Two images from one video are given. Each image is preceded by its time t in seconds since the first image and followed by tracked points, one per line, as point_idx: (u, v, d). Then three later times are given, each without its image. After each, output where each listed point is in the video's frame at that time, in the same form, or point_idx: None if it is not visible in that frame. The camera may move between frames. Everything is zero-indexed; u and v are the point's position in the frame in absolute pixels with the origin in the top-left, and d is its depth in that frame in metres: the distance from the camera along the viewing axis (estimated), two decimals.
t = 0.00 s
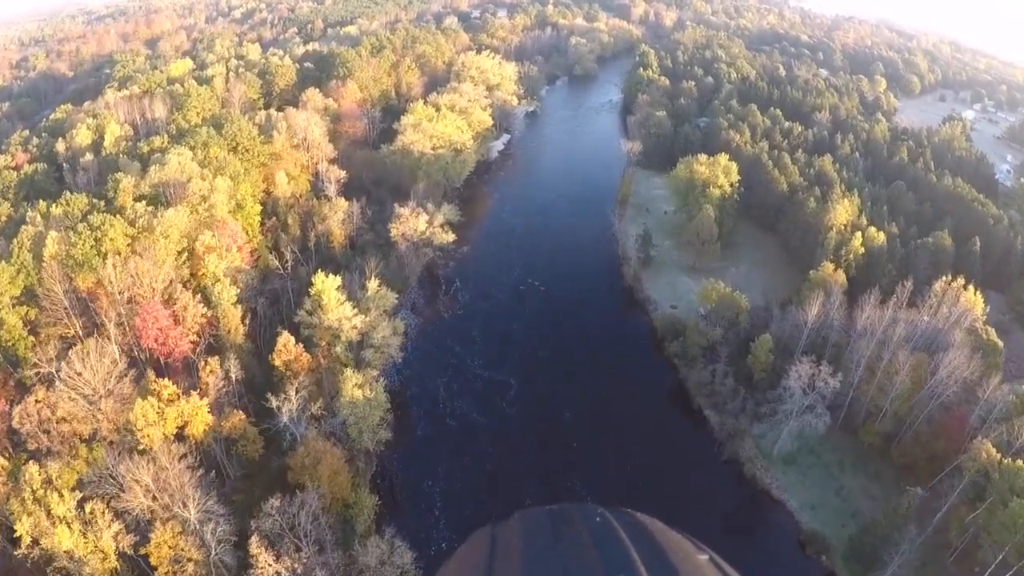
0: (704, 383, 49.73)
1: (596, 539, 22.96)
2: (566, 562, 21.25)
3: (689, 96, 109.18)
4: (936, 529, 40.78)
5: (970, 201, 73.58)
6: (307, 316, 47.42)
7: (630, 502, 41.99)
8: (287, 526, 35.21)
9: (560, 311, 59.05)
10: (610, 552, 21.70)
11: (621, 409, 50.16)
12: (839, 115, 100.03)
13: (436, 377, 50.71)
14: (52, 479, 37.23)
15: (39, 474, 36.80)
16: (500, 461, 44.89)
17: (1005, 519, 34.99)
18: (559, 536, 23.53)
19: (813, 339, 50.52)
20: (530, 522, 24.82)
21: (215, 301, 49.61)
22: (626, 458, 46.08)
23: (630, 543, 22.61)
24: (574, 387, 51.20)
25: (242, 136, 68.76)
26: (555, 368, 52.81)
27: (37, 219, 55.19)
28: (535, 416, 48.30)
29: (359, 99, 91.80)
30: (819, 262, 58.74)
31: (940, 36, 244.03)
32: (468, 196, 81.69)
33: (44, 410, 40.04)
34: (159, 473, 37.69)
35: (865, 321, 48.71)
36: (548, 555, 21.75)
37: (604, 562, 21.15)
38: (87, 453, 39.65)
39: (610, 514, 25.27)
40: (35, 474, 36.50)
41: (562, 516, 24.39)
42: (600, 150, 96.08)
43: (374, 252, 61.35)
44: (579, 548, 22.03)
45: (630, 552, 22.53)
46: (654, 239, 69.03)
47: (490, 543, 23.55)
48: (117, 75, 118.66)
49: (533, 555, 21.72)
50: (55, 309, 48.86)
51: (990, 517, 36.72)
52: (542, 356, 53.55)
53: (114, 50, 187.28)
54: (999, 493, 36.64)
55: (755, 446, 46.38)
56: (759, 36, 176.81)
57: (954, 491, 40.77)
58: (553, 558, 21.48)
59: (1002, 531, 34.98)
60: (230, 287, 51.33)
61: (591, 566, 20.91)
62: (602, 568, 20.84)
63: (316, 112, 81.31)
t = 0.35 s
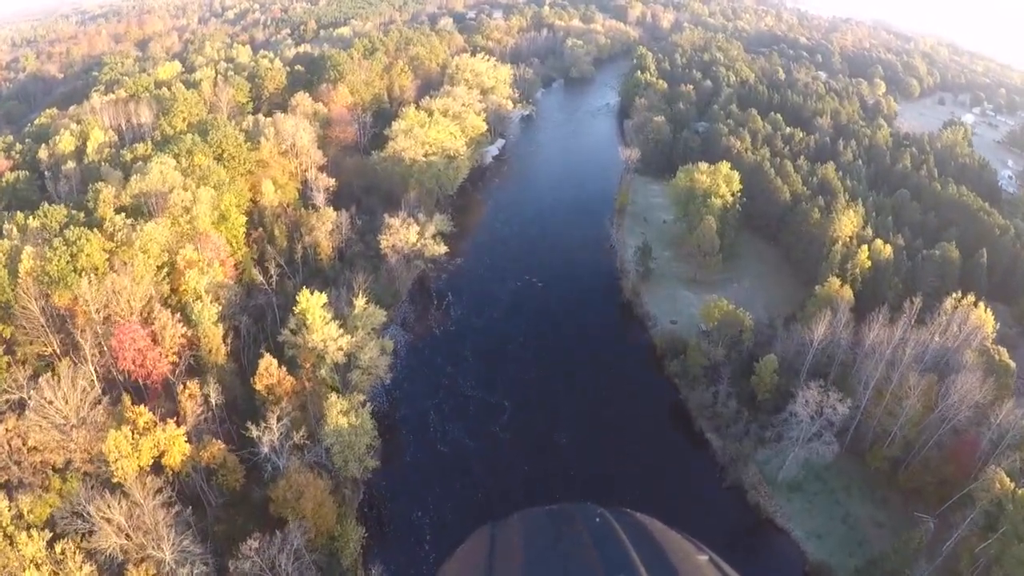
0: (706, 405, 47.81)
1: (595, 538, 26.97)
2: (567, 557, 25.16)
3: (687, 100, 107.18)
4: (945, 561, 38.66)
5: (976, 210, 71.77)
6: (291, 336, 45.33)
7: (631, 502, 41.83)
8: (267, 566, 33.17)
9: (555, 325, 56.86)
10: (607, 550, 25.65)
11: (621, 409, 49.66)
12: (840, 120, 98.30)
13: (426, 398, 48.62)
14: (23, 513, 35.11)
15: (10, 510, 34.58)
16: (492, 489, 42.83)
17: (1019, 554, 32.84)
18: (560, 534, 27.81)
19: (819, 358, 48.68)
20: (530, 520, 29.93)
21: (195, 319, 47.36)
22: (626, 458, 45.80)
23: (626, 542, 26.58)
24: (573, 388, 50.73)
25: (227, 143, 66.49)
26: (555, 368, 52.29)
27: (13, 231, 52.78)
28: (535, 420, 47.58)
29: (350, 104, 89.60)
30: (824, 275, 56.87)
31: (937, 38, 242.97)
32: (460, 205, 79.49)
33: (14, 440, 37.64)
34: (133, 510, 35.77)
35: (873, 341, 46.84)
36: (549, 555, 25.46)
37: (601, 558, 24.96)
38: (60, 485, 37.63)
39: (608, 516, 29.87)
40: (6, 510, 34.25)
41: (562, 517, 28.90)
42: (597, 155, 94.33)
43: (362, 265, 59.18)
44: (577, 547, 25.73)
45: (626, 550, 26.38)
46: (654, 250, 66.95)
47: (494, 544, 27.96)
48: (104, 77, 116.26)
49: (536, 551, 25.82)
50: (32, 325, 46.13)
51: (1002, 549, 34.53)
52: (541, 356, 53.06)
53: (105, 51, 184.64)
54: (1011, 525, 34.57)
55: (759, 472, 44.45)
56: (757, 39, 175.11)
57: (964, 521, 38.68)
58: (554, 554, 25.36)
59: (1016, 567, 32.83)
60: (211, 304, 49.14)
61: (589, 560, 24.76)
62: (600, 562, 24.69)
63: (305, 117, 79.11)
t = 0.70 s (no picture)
0: (708, 429, 45.85)
1: (594, 537, 27.74)
2: (566, 556, 25.88)
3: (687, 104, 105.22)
4: None
5: (982, 220, 70.02)
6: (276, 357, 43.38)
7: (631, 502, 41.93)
8: None
9: (551, 339, 54.71)
10: (606, 547, 26.46)
11: (621, 409, 49.47)
12: (842, 126, 96.53)
13: (416, 422, 46.60)
14: None
15: None
16: (484, 519, 40.79)
17: None
18: (559, 533, 28.60)
19: (825, 380, 46.83)
20: (530, 519, 30.74)
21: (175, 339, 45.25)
22: (626, 457, 45.81)
23: (622, 540, 27.34)
24: (573, 388, 50.49)
25: (214, 150, 64.38)
26: (555, 368, 52.01)
27: None
28: (535, 420, 47.28)
29: (342, 107, 87.52)
30: (830, 291, 54.95)
31: (936, 41, 241.84)
32: (454, 213, 77.36)
33: None
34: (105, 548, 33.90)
35: (882, 363, 45.06)
36: (548, 554, 26.20)
37: (600, 556, 25.66)
38: (32, 517, 36.02)
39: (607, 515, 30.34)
40: None
41: (561, 516, 29.74)
42: (596, 160, 92.38)
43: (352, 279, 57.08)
44: (577, 547, 26.48)
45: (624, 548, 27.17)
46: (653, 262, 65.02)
47: (495, 543, 28.89)
48: (93, 78, 113.90)
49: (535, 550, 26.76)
50: (7, 340, 43.63)
51: None
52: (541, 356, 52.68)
53: (97, 51, 182.16)
54: None
55: (763, 500, 42.61)
56: (757, 41, 173.41)
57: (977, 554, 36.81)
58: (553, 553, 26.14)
59: None
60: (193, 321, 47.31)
61: (588, 557, 25.53)
62: (599, 560, 25.43)
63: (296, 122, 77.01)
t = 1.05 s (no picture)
0: (712, 456, 43.79)
1: (593, 538, 26.50)
2: (566, 557, 24.90)
3: (688, 108, 103.08)
4: None
5: (991, 231, 68.29)
6: (259, 381, 41.73)
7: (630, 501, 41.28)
8: None
9: (549, 356, 52.31)
10: (606, 546, 25.45)
11: (621, 408, 48.85)
12: (846, 132, 94.71)
13: (407, 447, 44.50)
14: None
15: None
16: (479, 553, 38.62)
17: None
18: (557, 534, 27.34)
19: (833, 403, 45.06)
20: (526, 518, 29.53)
21: (154, 361, 43.23)
22: (626, 457, 45.10)
23: (622, 540, 26.11)
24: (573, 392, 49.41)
25: (200, 156, 62.23)
26: (554, 381, 50.23)
27: None
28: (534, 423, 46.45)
29: (335, 112, 85.44)
30: (838, 308, 53.16)
31: (935, 44, 240.82)
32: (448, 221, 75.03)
33: None
34: None
35: (893, 386, 43.26)
36: (548, 554, 25.32)
37: (600, 556, 24.70)
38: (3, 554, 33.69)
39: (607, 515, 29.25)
40: None
41: (561, 517, 28.39)
42: (596, 165, 90.45)
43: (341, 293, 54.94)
44: (577, 547, 25.46)
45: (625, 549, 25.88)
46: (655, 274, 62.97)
47: (493, 542, 27.39)
48: (82, 80, 111.55)
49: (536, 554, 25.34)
50: None
51: None
52: (541, 355, 52.11)
53: (89, 52, 179.61)
54: None
55: (768, 530, 39.99)
56: (756, 44, 171.76)
57: None
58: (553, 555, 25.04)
59: None
60: (174, 342, 45.49)
61: (588, 560, 24.52)
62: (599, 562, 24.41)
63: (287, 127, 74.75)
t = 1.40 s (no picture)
0: (718, 484, 41.75)
1: (591, 540, 26.72)
2: (564, 556, 25.15)
3: (689, 112, 101.03)
4: None
5: (1001, 241, 66.46)
6: (243, 406, 39.81)
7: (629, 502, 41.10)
8: None
9: (548, 375, 50.10)
10: (602, 545, 25.78)
11: (621, 408, 48.60)
12: (850, 137, 92.88)
13: (399, 475, 42.50)
14: None
15: None
16: None
17: None
18: (557, 537, 27.50)
19: (843, 428, 43.35)
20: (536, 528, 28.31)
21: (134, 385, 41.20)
22: (626, 457, 44.84)
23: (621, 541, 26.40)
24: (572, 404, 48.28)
25: (186, 165, 60.26)
26: (553, 401, 48.18)
27: None
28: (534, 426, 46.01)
29: (328, 117, 83.29)
30: (848, 325, 51.35)
31: (935, 46, 239.20)
32: (443, 230, 72.96)
33: None
34: None
35: (906, 411, 41.57)
36: (548, 554, 25.49)
37: (596, 557, 24.95)
38: None
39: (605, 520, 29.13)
40: None
41: (561, 520, 28.45)
42: (595, 170, 88.42)
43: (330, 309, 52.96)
44: (576, 546, 25.66)
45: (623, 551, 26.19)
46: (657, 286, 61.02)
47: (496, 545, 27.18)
48: (71, 84, 109.37)
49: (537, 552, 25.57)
50: None
51: None
52: (541, 355, 51.75)
53: (81, 54, 177.00)
54: None
55: (775, 563, 37.95)
56: (757, 45, 170.01)
57: None
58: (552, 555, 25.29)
59: None
60: (156, 364, 43.60)
61: (585, 557, 24.89)
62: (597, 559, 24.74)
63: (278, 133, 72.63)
